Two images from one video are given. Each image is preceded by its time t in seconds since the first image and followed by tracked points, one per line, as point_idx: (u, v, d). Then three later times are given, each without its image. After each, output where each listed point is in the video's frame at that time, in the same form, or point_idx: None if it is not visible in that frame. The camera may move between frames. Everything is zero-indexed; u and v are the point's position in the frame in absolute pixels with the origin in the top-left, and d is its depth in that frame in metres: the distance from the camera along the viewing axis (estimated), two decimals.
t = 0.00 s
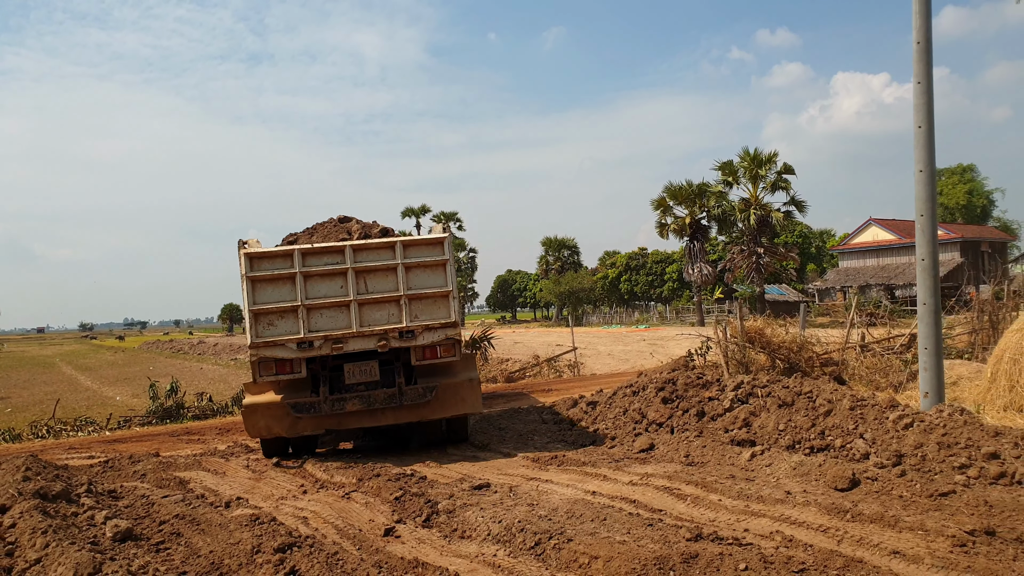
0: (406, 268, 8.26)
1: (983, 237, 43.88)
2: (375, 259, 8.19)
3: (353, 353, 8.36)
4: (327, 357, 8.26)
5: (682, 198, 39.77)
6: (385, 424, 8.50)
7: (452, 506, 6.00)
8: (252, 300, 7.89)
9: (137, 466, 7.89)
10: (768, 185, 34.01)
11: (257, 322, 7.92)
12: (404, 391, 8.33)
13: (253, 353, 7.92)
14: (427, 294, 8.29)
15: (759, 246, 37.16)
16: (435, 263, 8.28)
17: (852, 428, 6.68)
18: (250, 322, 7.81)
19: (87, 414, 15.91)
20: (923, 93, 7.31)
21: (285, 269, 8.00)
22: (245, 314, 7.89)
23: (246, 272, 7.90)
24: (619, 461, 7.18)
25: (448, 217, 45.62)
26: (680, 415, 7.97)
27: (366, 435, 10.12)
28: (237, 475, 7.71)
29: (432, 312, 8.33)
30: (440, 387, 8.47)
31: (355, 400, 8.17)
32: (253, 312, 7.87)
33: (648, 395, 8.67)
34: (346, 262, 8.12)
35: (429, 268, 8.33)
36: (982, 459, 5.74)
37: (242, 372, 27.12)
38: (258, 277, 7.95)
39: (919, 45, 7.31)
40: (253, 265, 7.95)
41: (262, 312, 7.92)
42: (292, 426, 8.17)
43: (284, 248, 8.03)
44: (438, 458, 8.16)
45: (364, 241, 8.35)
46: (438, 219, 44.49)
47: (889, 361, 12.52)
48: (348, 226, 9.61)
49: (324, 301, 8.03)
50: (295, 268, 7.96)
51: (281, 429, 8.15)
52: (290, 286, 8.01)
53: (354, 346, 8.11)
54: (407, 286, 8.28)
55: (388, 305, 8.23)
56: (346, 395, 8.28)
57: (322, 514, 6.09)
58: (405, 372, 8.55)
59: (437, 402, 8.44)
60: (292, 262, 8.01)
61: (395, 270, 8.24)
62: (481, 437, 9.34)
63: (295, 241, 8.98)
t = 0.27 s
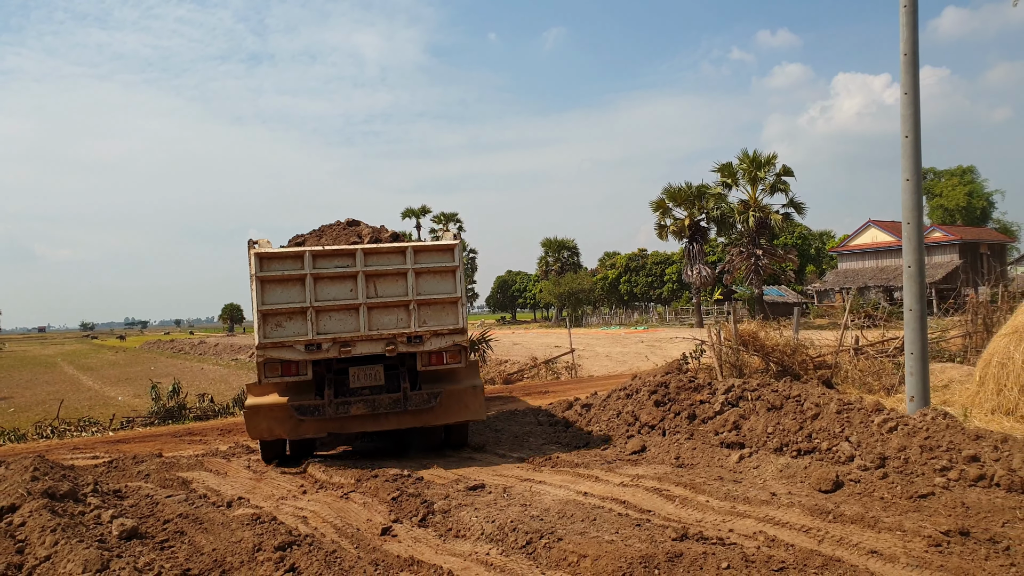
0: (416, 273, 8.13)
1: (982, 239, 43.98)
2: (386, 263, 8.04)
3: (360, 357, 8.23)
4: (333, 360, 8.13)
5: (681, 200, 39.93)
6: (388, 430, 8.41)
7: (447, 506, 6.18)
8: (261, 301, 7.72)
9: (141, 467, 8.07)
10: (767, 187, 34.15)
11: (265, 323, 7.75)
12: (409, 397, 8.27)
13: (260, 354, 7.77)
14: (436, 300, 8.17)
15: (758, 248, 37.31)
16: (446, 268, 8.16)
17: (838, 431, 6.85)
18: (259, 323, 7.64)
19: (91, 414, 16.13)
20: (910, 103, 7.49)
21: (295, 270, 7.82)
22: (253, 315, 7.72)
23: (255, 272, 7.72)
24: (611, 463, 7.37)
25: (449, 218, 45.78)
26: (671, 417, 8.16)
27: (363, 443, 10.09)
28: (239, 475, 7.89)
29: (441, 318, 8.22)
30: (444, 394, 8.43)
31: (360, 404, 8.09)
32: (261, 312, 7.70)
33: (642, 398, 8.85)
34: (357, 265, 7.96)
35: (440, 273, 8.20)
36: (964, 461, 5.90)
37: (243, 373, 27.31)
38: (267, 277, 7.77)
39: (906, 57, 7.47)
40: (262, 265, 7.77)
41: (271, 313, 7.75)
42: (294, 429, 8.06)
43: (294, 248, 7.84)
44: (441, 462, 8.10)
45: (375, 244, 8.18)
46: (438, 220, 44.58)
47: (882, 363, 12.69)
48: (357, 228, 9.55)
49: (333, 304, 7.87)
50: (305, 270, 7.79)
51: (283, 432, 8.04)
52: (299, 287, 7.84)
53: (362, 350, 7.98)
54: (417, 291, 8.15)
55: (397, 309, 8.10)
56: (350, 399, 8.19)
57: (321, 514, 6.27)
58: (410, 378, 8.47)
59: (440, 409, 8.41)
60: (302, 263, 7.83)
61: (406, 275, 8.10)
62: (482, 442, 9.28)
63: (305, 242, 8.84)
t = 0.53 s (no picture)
0: (425, 270, 8.02)
1: (987, 236, 43.86)
2: (396, 260, 7.90)
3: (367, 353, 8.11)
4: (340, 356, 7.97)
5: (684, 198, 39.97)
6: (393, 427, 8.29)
7: (444, 497, 6.31)
8: (270, 296, 7.52)
9: (146, 459, 8.23)
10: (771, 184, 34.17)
11: (274, 318, 7.57)
12: (416, 394, 8.16)
13: (268, 350, 7.60)
14: (445, 298, 8.08)
15: (761, 245, 37.33)
16: (455, 266, 8.06)
17: (829, 424, 6.96)
18: (268, 318, 7.46)
19: (98, 409, 16.38)
20: (902, 100, 7.56)
21: (304, 266, 7.64)
22: (261, 310, 7.53)
23: (264, 266, 7.51)
24: (605, 455, 7.50)
25: (453, 216, 45.92)
26: (666, 411, 8.28)
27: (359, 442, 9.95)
28: (243, 468, 8.04)
29: (450, 316, 8.14)
30: (451, 391, 8.35)
31: (366, 400, 7.96)
32: (270, 307, 7.51)
33: (637, 392, 8.98)
34: (366, 261, 7.82)
35: (449, 271, 8.11)
36: (951, 453, 5.99)
37: (247, 370, 27.52)
38: (276, 272, 7.57)
39: (897, 54, 7.54)
40: (271, 260, 7.55)
41: (279, 309, 7.57)
42: (300, 425, 7.86)
43: (303, 243, 7.65)
44: (447, 459, 8.04)
45: (384, 240, 8.04)
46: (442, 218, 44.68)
47: (879, 359, 12.77)
48: (363, 225, 9.51)
49: (343, 300, 7.72)
50: (314, 265, 7.61)
51: (289, 428, 7.83)
52: (308, 282, 7.66)
53: (371, 346, 7.87)
54: (426, 288, 8.05)
55: (406, 306, 7.99)
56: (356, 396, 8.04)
57: (321, 503, 6.42)
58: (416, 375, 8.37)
59: (446, 407, 8.32)
60: (311, 258, 7.65)
61: (415, 272, 7.98)
62: (483, 440, 9.24)
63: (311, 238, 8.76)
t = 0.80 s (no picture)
0: (436, 270, 7.97)
1: (996, 232, 43.58)
2: (408, 260, 7.84)
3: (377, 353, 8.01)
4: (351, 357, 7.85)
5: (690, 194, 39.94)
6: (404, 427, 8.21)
7: (446, 491, 6.47)
8: (282, 296, 7.40)
9: (156, 454, 8.43)
10: (778, 181, 34.10)
11: (286, 319, 7.44)
12: (427, 394, 8.06)
13: (280, 350, 7.47)
14: (456, 297, 8.03)
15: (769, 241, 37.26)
16: (466, 266, 8.02)
17: (825, 421, 7.07)
18: (280, 319, 7.33)
19: (109, 405, 16.65)
20: (897, 101, 7.65)
21: (316, 266, 7.53)
22: (273, 311, 7.40)
23: (275, 267, 7.39)
24: (605, 450, 7.63)
25: (461, 212, 46.04)
26: (666, 407, 8.41)
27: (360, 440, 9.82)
28: (250, 462, 8.23)
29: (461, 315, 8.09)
30: (461, 391, 8.28)
31: (377, 401, 7.84)
32: (282, 308, 7.39)
33: (638, 388, 9.12)
34: (378, 261, 7.73)
35: (460, 271, 8.06)
36: (943, 449, 6.09)
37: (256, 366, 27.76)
38: (287, 272, 7.45)
39: (894, 55, 7.61)
40: (283, 260, 7.44)
41: (292, 309, 7.45)
42: (311, 428, 7.74)
43: (314, 243, 7.55)
44: (459, 457, 8.02)
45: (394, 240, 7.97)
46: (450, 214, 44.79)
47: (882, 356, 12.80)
48: (372, 224, 9.49)
49: (355, 300, 7.62)
50: (326, 265, 7.51)
51: (299, 431, 7.72)
52: (320, 282, 7.55)
53: (383, 347, 7.78)
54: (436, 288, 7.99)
55: (418, 306, 7.92)
56: (367, 396, 7.92)
57: (326, 497, 6.59)
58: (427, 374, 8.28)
59: (457, 406, 8.26)
60: (323, 258, 7.55)
61: (427, 271, 7.93)
62: (490, 439, 9.18)
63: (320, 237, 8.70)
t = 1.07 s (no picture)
0: (441, 271, 7.78)
1: (1000, 231, 43.50)
2: (413, 262, 7.62)
3: (382, 357, 7.79)
4: (356, 361, 7.63)
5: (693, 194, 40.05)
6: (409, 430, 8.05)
7: (442, 488, 6.64)
8: (286, 301, 7.14)
9: (161, 452, 8.63)
10: (781, 181, 34.14)
11: (290, 325, 7.17)
12: (431, 396, 7.91)
13: (284, 357, 7.19)
14: (462, 298, 7.85)
15: (772, 241, 37.34)
16: (471, 266, 7.86)
17: (814, 420, 7.21)
18: (285, 325, 7.07)
19: (117, 405, 16.91)
20: (886, 106, 7.79)
21: (319, 269, 7.26)
22: (277, 317, 7.13)
23: (279, 271, 7.11)
24: (600, 449, 7.78)
25: (465, 212, 46.25)
26: (660, 407, 8.56)
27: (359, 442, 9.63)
28: (253, 461, 8.42)
29: (466, 317, 7.92)
30: (465, 392, 8.18)
31: (383, 405, 7.67)
32: (287, 313, 7.12)
33: (634, 388, 9.27)
34: (383, 264, 7.50)
35: (465, 272, 7.89)
36: (928, 447, 6.23)
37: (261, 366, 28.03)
38: (291, 276, 7.17)
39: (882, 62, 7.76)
40: (286, 264, 7.16)
41: (296, 315, 7.18)
42: (316, 432, 7.55)
43: (318, 246, 7.29)
44: (465, 459, 7.94)
45: (398, 242, 7.75)
46: (454, 214, 44.94)
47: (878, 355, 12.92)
48: (373, 226, 9.43)
49: (361, 303, 7.38)
50: (331, 269, 7.25)
51: (304, 436, 7.53)
52: (324, 286, 7.29)
53: (389, 351, 7.56)
54: (442, 290, 7.80)
55: (424, 308, 7.72)
56: (373, 400, 7.73)
57: (326, 495, 6.77)
58: (431, 376, 8.11)
59: (461, 408, 8.16)
60: (327, 261, 7.29)
61: (432, 273, 7.73)
62: (492, 442, 9.06)
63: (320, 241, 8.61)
